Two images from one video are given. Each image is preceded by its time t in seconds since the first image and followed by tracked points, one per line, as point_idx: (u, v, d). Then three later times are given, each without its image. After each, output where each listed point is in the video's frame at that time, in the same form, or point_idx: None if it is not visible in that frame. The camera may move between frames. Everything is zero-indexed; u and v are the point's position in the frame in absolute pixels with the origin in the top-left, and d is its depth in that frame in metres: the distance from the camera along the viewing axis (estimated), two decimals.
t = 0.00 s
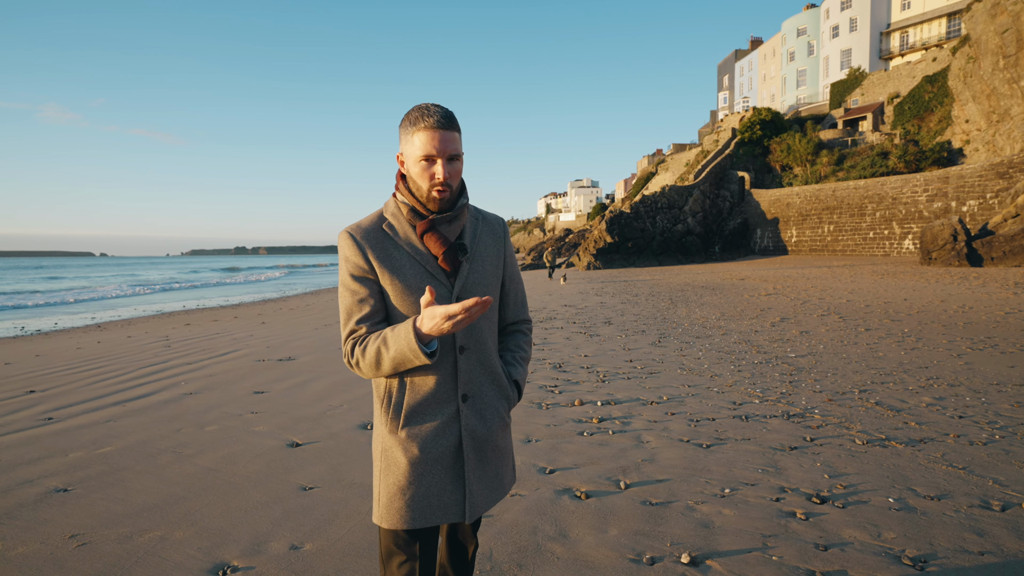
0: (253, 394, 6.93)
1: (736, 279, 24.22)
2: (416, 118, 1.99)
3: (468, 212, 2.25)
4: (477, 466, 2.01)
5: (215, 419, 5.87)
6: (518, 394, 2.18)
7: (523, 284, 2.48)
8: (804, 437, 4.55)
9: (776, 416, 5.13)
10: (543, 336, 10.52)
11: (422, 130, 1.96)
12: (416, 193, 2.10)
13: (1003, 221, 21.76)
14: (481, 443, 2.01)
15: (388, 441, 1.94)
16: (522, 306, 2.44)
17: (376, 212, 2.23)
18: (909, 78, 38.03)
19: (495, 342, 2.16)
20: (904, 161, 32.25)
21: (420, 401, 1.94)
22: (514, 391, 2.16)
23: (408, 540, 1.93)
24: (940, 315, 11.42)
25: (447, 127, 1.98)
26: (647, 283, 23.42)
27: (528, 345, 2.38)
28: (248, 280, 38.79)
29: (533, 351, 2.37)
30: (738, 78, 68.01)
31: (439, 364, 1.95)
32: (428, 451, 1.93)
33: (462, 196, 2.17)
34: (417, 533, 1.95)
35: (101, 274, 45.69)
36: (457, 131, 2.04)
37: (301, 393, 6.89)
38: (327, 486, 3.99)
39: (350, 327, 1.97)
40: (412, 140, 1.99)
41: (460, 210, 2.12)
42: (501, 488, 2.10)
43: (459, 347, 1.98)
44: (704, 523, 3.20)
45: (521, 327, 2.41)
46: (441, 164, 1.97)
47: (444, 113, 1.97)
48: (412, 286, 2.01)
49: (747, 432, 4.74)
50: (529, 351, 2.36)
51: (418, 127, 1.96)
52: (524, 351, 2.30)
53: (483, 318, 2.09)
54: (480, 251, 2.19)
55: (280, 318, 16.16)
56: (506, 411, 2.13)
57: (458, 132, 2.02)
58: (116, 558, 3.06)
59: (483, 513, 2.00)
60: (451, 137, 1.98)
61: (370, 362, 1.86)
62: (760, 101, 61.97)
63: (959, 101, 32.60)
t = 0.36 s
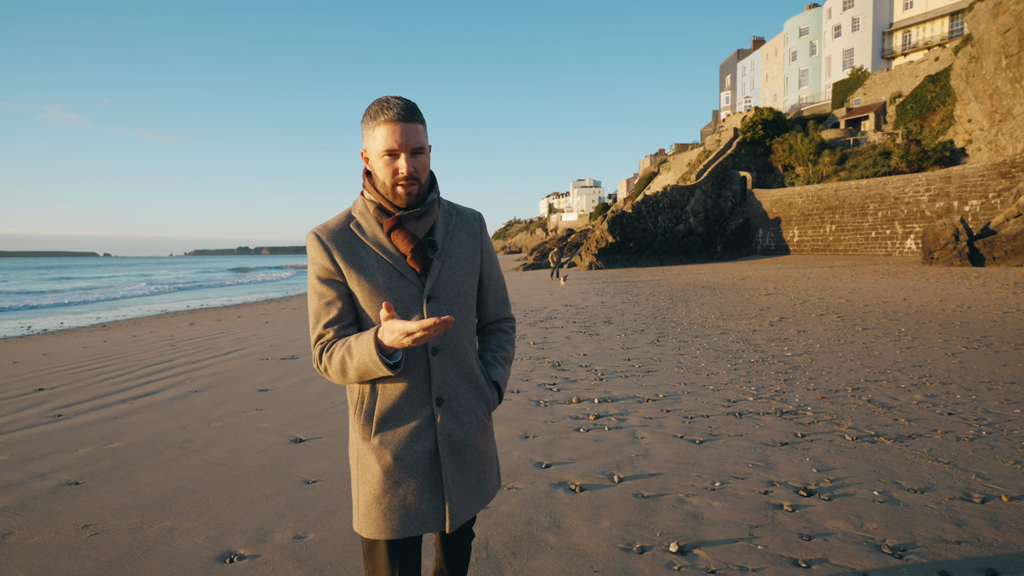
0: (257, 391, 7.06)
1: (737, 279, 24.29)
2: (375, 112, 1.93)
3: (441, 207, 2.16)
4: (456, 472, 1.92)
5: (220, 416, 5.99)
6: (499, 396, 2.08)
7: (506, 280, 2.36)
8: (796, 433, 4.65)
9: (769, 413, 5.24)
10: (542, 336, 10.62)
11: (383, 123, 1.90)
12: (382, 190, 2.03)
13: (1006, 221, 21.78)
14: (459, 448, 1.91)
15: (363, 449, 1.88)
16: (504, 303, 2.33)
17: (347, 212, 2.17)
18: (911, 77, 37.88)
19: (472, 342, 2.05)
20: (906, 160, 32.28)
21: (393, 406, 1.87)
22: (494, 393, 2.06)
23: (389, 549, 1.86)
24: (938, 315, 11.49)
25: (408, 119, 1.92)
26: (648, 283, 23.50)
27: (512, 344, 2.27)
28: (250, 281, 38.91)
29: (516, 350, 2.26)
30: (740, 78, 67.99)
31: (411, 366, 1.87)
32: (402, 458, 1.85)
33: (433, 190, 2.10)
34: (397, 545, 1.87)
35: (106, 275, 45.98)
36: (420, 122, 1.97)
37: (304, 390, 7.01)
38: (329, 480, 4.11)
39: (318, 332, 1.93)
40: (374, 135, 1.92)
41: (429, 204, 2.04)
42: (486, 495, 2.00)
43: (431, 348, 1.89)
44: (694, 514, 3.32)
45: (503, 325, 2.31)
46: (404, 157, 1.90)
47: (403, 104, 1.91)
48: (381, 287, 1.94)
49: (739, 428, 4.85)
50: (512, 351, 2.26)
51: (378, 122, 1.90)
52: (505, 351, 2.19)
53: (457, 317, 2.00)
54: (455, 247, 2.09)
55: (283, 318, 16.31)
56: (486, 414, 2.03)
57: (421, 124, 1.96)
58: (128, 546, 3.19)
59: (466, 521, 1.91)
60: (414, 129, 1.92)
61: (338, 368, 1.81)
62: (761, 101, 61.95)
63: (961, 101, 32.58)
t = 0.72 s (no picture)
0: (261, 389, 7.19)
1: (739, 279, 24.36)
2: (341, 117, 2.02)
3: (416, 207, 2.19)
4: (439, 475, 1.94)
5: (225, 413, 6.12)
6: (480, 396, 2.08)
7: (491, 279, 2.36)
8: (788, 431, 4.75)
9: (763, 411, 5.33)
10: (543, 335, 10.72)
11: (348, 127, 1.98)
12: (352, 194, 2.11)
13: (1009, 222, 21.79)
14: (439, 451, 1.93)
15: (346, 454, 1.97)
16: (489, 302, 2.33)
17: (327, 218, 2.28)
18: (914, 77, 37.62)
19: (450, 342, 2.06)
20: (909, 160, 32.27)
21: (371, 410, 1.94)
22: (476, 393, 2.07)
23: (377, 551, 1.93)
24: (937, 315, 11.55)
25: (370, 121, 1.99)
26: (650, 283, 23.55)
27: (497, 344, 2.26)
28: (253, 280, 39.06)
29: (503, 350, 2.25)
30: (743, 78, 67.96)
31: (384, 369, 1.93)
32: (381, 461, 1.91)
33: (405, 192, 2.15)
34: (387, 548, 1.94)
35: (112, 274, 46.30)
36: (386, 123, 2.03)
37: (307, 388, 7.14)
38: (331, 475, 4.22)
39: (296, 335, 2.04)
40: (340, 139, 2.00)
41: (399, 206, 2.08)
42: (478, 497, 2.00)
43: (405, 350, 1.92)
44: (684, 508, 3.42)
45: (489, 325, 2.30)
46: (370, 160, 1.97)
47: (366, 107, 1.98)
48: (353, 290, 2.00)
49: (733, 426, 4.94)
50: (498, 350, 2.25)
51: (343, 126, 1.98)
52: (489, 351, 2.20)
53: (434, 318, 2.02)
54: (430, 248, 2.11)
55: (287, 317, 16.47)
56: (469, 415, 2.04)
57: (386, 125, 2.02)
58: (138, 537, 3.31)
59: (453, 523, 1.93)
60: (377, 131, 1.99)
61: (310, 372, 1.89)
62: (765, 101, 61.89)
63: (965, 101, 32.53)
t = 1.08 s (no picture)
0: (266, 387, 7.31)
1: (742, 279, 24.40)
2: (347, 119, 2.05)
3: (417, 211, 2.23)
4: (432, 476, 1.97)
5: (231, 410, 6.26)
6: (474, 397, 2.08)
7: (492, 282, 2.36)
8: (782, 428, 4.83)
9: (758, 409, 5.41)
10: (544, 335, 10.81)
11: (354, 129, 2.01)
12: (355, 196, 2.15)
13: (1014, 221, 21.71)
14: (429, 452, 1.96)
15: (340, 450, 2.04)
16: (489, 305, 2.33)
17: (329, 219, 2.33)
18: (919, 77, 37.51)
19: (444, 344, 2.08)
20: (914, 160, 32.14)
21: (365, 410, 2.00)
22: (469, 395, 2.08)
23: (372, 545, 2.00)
24: (937, 315, 11.58)
25: (376, 124, 2.02)
26: (653, 284, 23.61)
27: (495, 347, 2.25)
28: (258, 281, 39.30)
29: (501, 353, 2.24)
30: (747, 78, 67.87)
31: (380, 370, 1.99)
32: (370, 459, 1.97)
33: (406, 195, 2.18)
34: (381, 541, 2.01)
35: (118, 275, 46.65)
36: (391, 126, 2.06)
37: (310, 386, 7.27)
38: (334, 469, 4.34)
39: (296, 335, 2.10)
40: (346, 140, 2.03)
41: (399, 209, 2.12)
42: (474, 498, 2.02)
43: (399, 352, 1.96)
44: (677, 502, 3.51)
45: (488, 328, 2.30)
46: (373, 162, 2.00)
47: (372, 110, 2.02)
48: (350, 292, 2.05)
49: (727, 423, 5.02)
50: (496, 353, 2.24)
51: (349, 127, 2.01)
52: (486, 354, 2.20)
53: (429, 320, 2.05)
54: (429, 251, 2.13)
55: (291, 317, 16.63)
56: (461, 416, 2.05)
57: (391, 129, 2.05)
58: (148, 528, 3.43)
59: (446, 525, 1.94)
60: (383, 134, 2.02)
61: (315, 369, 1.95)
62: (769, 101, 61.78)
63: (970, 101, 32.41)
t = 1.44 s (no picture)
0: (271, 385, 7.45)
1: (744, 279, 24.45)
2: (402, 119, 2.03)
3: (449, 221, 2.19)
4: (425, 487, 1.93)
5: (238, 407, 6.41)
6: (479, 416, 2.02)
7: (515, 303, 2.30)
8: (775, 424, 4.94)
9: (753, 406, 5.52)
10: (546, 334, 10.92)
11: (406, 129, 1.98)
12: (392, 196, 2.12)
13: (1019, 221, 21.64)
14: (424, 464, 1.92)
15: (340, 446, 2.04)
16: (509, 326, 2.26)
17: (360, 216, 2.31)
18: (924, 76, 37.42)
19: (454, 359, 2.02)
20: (918, 160, 32.09)
21: (367, 411, 1.99)
22: (474, 413, 2.02)
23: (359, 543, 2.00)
24: (937, 315, 11.62)
25: (430, 129, 2.00)
26: (656, 284, 23.67)
27: (509, 368, 2.18)
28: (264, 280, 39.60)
29: (514, 375, 2.16)
30: (751, 78, 67.79)
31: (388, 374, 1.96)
32: (365, 460, 1.96)
33: (441, 205, 2.15)
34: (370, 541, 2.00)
35: (126, 275, 47.10)
36: (443, 134, 2.04)
37: (314, 384, 7.41)
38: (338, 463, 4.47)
39: (310, 324, 2.07)
40: (396, 140, 2.02)
41: (432, 217, 2.08)
42: (467, 515, 1.98)
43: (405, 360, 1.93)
44: (669, 494, 3.62)
45: (506, 348, 2.23)
46: (419, 165, 1.98)
47: (428, 115, 2.00)
48: (368, 291, 2.02)
49: (722, 420, 5.13)
50: (509, 374, 2.17)
51: (402, 127, 2.00)
52: (499, 374, 2.13)
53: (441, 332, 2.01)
54: (453, 263, 2.10)
55: (296, 316, 16.82)
56: (463, 433, 1.99)
57: (443, 136, 2.03)
58: (159, 518, 3.56)
59: (436, 538, 1.91)
60: (434, 140, 2.00)
61: (324, 361, 1.95)
62: (773, 101, 61.73)
63: (975, 100, 32.31)
